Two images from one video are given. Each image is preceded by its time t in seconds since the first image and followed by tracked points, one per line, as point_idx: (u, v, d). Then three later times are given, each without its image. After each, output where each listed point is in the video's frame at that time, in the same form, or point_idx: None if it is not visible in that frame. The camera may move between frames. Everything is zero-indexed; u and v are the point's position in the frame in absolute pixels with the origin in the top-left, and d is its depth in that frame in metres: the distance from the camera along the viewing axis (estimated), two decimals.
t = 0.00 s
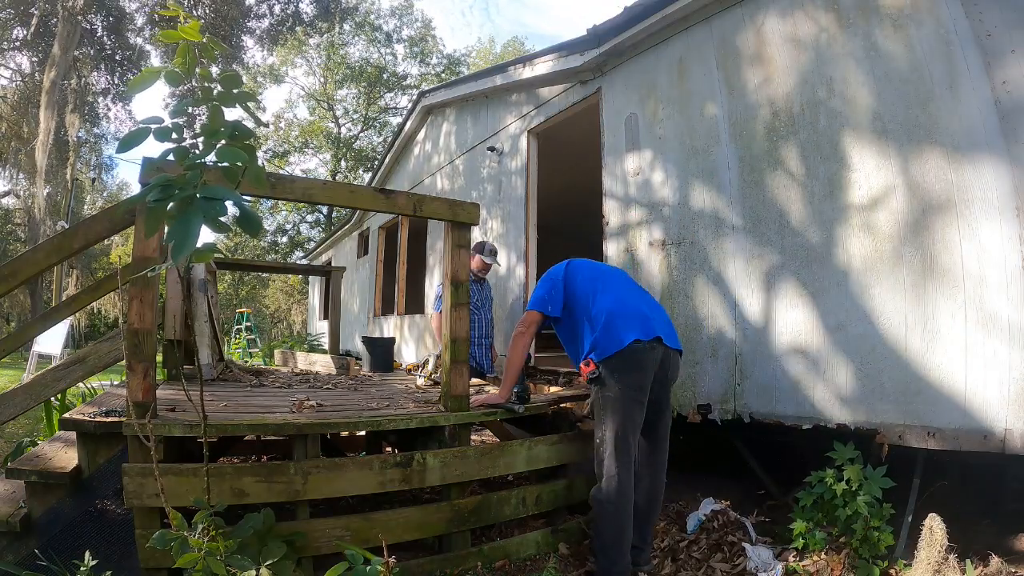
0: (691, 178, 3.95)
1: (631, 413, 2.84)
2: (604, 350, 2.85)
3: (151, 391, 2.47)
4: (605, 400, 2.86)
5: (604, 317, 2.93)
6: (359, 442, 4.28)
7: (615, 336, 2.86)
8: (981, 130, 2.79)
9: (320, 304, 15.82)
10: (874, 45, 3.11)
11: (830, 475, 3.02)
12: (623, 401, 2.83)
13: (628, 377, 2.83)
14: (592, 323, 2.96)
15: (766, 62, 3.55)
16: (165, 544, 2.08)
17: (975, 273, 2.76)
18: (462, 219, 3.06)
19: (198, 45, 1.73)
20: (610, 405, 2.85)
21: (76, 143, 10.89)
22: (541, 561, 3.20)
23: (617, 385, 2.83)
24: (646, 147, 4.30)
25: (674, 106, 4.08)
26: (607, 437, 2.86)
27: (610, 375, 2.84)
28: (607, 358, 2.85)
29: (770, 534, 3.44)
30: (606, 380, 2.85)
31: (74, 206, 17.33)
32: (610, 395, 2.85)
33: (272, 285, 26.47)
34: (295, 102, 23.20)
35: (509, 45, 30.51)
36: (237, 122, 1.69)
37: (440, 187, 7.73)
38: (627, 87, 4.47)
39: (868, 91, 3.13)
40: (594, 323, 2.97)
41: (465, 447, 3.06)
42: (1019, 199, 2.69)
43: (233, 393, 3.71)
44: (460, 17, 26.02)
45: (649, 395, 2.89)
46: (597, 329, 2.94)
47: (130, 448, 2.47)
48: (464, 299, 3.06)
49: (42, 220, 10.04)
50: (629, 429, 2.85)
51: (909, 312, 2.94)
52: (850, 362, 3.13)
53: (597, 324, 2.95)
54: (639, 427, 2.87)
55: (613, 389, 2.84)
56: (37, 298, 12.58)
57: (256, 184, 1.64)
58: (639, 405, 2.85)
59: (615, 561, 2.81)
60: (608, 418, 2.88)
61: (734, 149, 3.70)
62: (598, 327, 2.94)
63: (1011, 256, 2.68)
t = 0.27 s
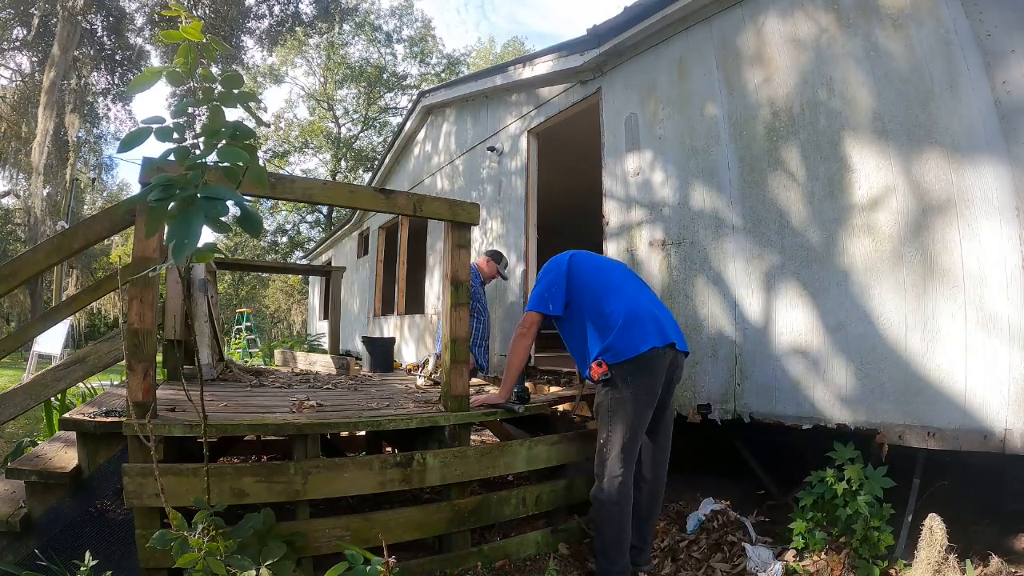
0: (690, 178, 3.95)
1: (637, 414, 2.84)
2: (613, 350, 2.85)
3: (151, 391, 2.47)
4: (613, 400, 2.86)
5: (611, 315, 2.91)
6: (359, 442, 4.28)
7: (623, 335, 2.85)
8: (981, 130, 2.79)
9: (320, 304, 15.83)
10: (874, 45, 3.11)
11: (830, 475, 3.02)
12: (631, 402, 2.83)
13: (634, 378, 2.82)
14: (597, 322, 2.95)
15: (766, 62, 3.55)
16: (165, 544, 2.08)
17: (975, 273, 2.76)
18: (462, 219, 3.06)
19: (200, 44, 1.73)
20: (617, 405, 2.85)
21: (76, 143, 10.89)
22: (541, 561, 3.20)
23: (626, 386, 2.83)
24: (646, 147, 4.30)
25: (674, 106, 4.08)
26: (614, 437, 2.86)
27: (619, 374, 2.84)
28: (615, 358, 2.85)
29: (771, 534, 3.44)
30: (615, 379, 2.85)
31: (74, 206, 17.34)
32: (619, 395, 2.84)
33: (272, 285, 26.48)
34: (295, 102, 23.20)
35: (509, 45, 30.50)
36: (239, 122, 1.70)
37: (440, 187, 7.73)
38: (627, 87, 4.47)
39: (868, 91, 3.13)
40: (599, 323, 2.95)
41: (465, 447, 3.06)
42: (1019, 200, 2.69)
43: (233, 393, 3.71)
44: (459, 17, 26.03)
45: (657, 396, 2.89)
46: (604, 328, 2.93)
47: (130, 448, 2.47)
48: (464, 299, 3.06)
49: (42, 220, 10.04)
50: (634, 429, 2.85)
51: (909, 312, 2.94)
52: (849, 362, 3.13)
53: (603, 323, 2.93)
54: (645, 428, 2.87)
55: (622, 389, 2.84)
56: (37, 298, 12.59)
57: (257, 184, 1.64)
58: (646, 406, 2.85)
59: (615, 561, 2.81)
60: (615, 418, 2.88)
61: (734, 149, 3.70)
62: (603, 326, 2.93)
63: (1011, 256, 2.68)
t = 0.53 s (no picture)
0: (690, 178, 3.95)
1: (623, 412, 2.84)
2: (601, 352, 2.85)
3: (151, 391, 2.47)
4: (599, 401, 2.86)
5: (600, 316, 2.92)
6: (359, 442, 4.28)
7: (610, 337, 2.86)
8: (981, 130, 2.79)
9: (320, 304, 15.83)
10: (874, 45, 3.11)
11: (830, 475, 3.02)
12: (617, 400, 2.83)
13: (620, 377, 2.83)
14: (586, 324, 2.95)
15: (766, 63, 3.55)
16: (165, 544, 2.08)
17: (974, 273, 2.76)
18: (462, 219, 3.06)
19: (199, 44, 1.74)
20: (604, 405, 2.85)
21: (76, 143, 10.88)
22: (541, 561, 3.20)
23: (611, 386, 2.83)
24: (646, 147, 4.30)
25: (674, 106, 4.08)
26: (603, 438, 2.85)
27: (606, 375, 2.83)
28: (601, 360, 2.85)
29: (771, 534, 3.43)
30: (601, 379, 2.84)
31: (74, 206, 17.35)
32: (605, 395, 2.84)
33: (272, 285, 26.49)
34: (295, 102, 23.19)
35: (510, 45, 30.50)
36: (238, 121, 1.70)
37: (440, 187, 7.73)
38: (627, 87, 4.47)
39: (868, 92, 3.13)
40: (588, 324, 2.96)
41: (465, 447, 3.06)
42: (1019, 199, 2.69)
43: (233, 393, 3.71)
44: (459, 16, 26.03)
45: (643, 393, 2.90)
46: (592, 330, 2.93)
47: (130, 448, 2.47)
48: (464, 299, 3.06)
49: (42, 220, 10.04)
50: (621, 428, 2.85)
51: (908, 312, 2.95)
52: (850, 362, 3.13)
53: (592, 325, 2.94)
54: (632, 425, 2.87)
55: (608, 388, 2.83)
56: (37, 298, 12.59)
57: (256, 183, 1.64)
58: (633, 404, 2.86)
59: (614, 560, 2.82)
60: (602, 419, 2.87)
61: (734, 149, 3.70)
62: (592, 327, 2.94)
63: (1011, 256, 2.68)
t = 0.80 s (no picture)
0: (690, 178, 3.95)
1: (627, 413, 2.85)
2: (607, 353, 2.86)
3: (151, 391, 2.47)
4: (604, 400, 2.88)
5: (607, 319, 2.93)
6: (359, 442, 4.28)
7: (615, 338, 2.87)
8: (981, 130, 2.79)
9: (320, 304, 15.84)
10: (874, 45, 3.11)
11: (830, 475, 3.02)
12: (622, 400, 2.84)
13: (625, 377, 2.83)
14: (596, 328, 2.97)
15: (766, 63, 3.55)
16: (165, 544, 2.08)
17: (975, 273, 2.76)
18: (462, 219, 3.06)
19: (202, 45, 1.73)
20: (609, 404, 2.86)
21: (76, 143, 10.88)
22: (541, 561, 3.20)
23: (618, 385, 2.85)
24: (646, 147, 4.30)
25: (674, 106, 4.08)
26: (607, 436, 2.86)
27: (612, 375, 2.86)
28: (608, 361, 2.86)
29: (771, 534, 3.43)
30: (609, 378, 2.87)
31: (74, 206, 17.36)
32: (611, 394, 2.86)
33: (272, 285, 26.50)
34: (295, 102, 23.20)
35: (510, 45, 30.49)
36: (240, 122, 1.70)
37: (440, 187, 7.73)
38: (627, 87, 4.47)
39: (868, 91, 3.13)
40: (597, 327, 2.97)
41: (465, 447, 3.06)
42: (1019, 199, 2.69)
43: (233, 393, 3.71)
44: (459, 17, 26.04)
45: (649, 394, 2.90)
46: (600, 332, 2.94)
47: (130, 448, 2.47)
48: (464, 299, 3.06)
49: (42, 220, 10.04)
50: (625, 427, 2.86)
51: (909, 312, 2.95)
52: (850, 362, 3.13)
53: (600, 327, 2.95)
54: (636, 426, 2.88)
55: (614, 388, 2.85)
56: (37, 297, 12.59)
57: (258, 184, 1.64)
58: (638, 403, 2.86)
59: (615, 558, 2.82)
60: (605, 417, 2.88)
61: (734, 149, 3.70)
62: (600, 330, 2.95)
63: (1010, 256, 2.68)
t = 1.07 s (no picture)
0: (690, 178, 3.95)
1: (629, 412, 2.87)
2: (617, 351, 2.86)
3: (151, 391, 2.47)
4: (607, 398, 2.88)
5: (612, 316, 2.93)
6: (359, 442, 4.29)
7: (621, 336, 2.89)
8: (981, 130, 2.79)
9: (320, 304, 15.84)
10: (874, 46, 3.11)
11: (830, 475, 3.02)
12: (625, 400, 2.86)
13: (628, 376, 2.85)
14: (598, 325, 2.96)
15: (767, 63, 3.55)
16: (165, 544, 2.08)
17: (975, 273, 2.76)
18: (462, 219, 3.06)
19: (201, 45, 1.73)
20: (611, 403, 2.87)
21: (76, 143, 10.88)
22: (541, 561, 3.20)
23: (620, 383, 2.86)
24: (646, 147, 4.30)
25: (674, 106, 4.08)
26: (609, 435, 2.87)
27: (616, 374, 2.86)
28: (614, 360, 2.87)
29: (771, 534, 3.44)
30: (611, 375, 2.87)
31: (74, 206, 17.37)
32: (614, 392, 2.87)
33: (272, 285, 26.50)
34: (295, 102, 23.20)
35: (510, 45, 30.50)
36: (239, 122, 1.70)
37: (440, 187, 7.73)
38: (627, 87, 4.47)
39: (868, 91, 3.13)
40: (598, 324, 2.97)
41: (465, 447, 3.06)
42: (1019, 199, 2.69)
43: (233, 393, 3.71)
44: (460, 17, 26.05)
45: (654, 396, 2.91)
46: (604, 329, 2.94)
47: (130, 448, 2.47)
48: (464, 299, 3.06)
49: (42, 220, 10.05)
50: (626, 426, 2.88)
51: (909, 312, 2.95)
52: (849, 362, 3.13)
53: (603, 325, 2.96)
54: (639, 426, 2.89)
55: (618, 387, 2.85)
56: (37, 298, 12.59)
57: (257, 184, 1.64)
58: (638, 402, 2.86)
59: (615, 556, 2.82)
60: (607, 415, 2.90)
61: (734, 149, 3.70)
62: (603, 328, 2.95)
63: (1011, 256, 2.68)
